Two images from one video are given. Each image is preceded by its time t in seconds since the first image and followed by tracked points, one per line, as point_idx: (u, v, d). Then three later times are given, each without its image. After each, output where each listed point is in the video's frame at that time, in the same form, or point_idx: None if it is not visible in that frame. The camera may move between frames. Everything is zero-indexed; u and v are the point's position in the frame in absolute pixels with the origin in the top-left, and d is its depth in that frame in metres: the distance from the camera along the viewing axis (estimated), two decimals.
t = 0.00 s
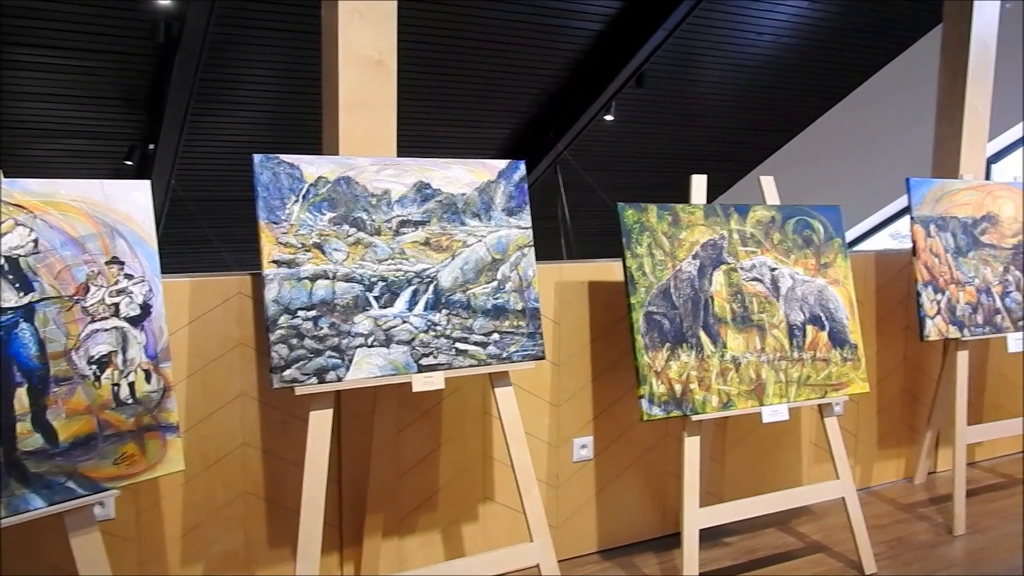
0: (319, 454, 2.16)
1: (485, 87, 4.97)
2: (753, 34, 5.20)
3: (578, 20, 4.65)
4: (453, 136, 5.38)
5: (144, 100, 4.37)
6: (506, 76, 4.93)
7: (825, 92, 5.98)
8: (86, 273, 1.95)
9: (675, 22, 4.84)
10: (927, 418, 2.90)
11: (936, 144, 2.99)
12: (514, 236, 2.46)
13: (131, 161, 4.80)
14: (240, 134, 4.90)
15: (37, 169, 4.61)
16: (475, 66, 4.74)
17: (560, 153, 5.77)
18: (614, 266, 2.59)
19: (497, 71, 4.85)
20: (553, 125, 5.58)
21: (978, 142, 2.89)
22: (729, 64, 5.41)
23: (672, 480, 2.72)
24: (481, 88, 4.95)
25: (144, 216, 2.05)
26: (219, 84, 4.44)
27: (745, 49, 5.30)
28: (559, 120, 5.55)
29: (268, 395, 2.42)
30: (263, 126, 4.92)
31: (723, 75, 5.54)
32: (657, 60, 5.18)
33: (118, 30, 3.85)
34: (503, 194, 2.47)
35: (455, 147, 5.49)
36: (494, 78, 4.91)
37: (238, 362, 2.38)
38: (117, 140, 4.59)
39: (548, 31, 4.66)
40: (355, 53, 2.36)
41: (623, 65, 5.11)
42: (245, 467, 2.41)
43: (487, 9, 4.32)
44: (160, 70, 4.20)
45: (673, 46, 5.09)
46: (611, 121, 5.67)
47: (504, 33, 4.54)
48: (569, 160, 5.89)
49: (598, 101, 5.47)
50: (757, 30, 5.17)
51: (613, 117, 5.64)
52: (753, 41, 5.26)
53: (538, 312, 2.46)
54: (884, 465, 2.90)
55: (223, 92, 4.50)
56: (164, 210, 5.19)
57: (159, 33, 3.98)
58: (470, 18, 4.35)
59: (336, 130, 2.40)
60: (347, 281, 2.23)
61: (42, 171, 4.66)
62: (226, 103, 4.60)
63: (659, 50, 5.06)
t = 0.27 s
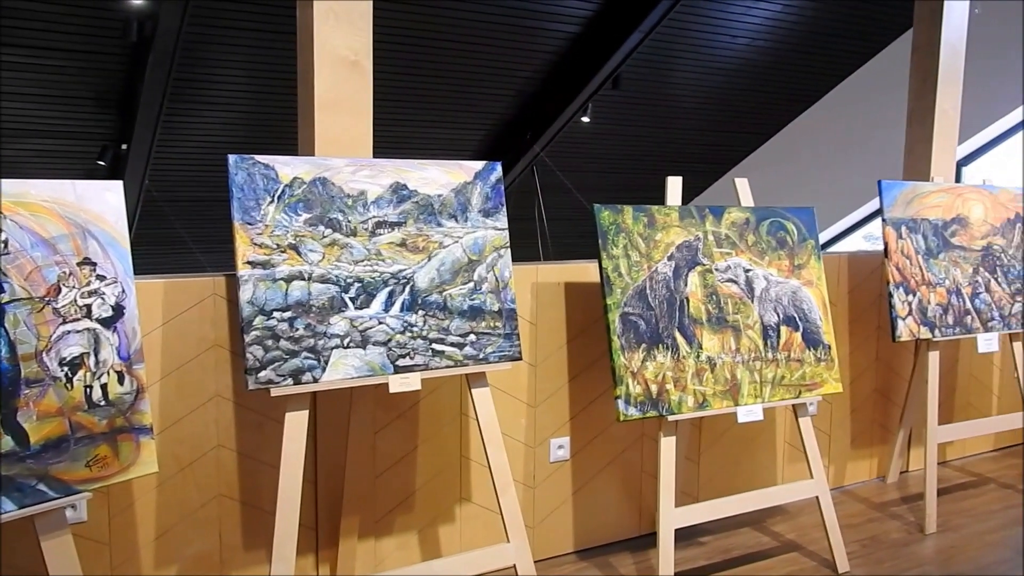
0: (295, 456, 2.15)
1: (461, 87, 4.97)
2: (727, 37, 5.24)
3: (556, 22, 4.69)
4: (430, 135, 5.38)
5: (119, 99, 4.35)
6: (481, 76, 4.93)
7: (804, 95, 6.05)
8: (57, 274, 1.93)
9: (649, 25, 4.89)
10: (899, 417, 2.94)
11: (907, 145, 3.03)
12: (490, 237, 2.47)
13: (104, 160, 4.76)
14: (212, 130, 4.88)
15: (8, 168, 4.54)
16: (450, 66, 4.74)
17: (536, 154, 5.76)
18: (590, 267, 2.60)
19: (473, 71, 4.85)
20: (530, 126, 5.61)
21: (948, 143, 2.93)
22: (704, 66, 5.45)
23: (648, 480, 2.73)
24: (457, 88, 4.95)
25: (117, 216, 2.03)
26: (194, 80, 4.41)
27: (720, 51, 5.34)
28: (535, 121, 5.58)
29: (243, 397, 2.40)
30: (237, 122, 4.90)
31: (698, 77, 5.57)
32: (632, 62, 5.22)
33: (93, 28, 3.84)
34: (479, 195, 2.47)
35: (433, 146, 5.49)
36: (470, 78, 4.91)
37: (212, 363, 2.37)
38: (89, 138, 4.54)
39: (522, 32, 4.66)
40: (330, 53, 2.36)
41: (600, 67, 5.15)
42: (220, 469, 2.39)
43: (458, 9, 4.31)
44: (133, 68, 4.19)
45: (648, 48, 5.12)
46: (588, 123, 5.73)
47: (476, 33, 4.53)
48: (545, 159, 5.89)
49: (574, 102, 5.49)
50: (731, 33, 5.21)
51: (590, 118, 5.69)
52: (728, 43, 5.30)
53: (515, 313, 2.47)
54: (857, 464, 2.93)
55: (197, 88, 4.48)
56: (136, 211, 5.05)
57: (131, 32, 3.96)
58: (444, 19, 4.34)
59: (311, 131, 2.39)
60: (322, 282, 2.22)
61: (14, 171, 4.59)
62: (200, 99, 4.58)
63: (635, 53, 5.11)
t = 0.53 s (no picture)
0: (280, 457, 2.15)
1: (446, 87, 4.97)
2: (711, 38, 5.24)
3: (543, 24, 4.69)
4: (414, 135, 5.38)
5: (103, 98, 4.33)
6: (466, 76, 4.93)
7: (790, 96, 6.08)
8: (39, 273, 1.92)
9: (635, 25, 4.90)
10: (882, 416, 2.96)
11: (890, 146, 3.05)
12: (476, 237, 2.47)
13: (86, 160, 4.73)
14: (198, 128, 4.86)
15: None
16: (434, 66, 4.73)
17: (521, 155, 5.80)
18: (575, 267, 2.61)
19: (459, 71, 4.85)
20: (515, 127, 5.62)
21: (930, 145, 2.95)
22: (689, 67, 5.46)
23: (633, 479, 2.74)
24: (442, 87, 4.95)
25: (100, 216, 2.02)
26: (177, 78, 4.39)
27: (703, 53, 5.34)
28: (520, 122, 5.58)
29: (228, 397, 2.40)
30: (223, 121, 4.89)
31: (682, 79, 5.59)
32: (617, 62, 5.24)
33: (77, 27, 3.82)
34: (465, 195, 2.47)
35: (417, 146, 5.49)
36: (456, 78, 4.91)
37: (196, 363, 2.36)
38: (70, 138, 4.51)
39: (509, 34, 4.67)
40: (315, 53, 2.35)
41: (586, 67, 5.17)
42: (204, 470, 2.38)
43: (446, 10, 4.30)
44: (117, 68, 4.17)
45: (633, 50, 5.15)
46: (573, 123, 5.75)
47: (461, 34, 4.53)
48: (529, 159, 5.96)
49: (560, 102, 5.50)
50: (715, 34, 5.22)
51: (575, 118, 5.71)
52: (713, 45, 5.31)
53: (501, 313, 2.47)
54: (840, 463, 2.95)
55: (181, 86, 4.46)
56: (120, 210, 5.13)
57: (112, 31, 3.93)
58: (429, 19, 4.33)
59: (296, 131, 2.39)
60: (307, 282, 2.22)
61: None
62: (185, 96, 4.56)
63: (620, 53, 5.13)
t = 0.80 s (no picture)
0: (267, 456, 2.15)
1: (433, 85, 4.98)
2: (699, 37, 5.29)
3: (530, 22, 4.71)
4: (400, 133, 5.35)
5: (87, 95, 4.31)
6: (456, 75, 4.95)
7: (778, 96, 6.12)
8: (23, 272, 1.91)
9: (622, 24, 4.92)
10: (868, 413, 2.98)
11: (874, 146, 3.07)
12: (463, 236, 2.47)
13: (70, 157, 4.71)
14: (183, 127, 4.85)
15: None
16: (422, 64, 4.74)
17: (509, 154, 5.79)
18: (563, 265, 2.61)
19: (445, 70, 4.86)
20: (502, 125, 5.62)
21: (915, 144, 2.98)
22: (676, 66, 5.49)
23: (621, 477, 2.76)
24: (431, 86, 4.96)
25: (85, 215, 2.01)
26: (163, 77, 4.37)
27: (692, 52, 5.40)
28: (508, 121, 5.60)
29: (215, 397, 2.39)
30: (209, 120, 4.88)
31: (669, 78, 5.61)
32: (604, 61, 5.25)
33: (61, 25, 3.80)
34: (452, 194, 2.48)
35: (401, 145, 5.47)
36: (442, 76, 4.91)
37: (183, 362, 2.35)
38: (54, 134, 4.47)
39: (500, 33, 4.69)
40: (302, 52, 2.35)
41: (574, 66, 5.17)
42: (191, 470, 2.38)
43: (437, 9, 4.32)
44: (102, 65, 4.16)
45: (620, 49, 5.17)
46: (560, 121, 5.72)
47: (447, 32, 4.54)
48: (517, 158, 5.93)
49: (547, 101, 5.51)
50: (703, 33, 5.25)
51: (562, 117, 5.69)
52: (701, 44, 5.35)
53: (488, 311, 2.48)
54: (826, 460, 2.96)
55: (166, 84, 4.44)
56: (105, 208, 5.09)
57: (97, 29, 3.92)
58: (415, 17, 4.33)
59: (283, 129, 2.38)
60: (295, 281, 2.22)
61: None
62: (171, 95, 4.55)
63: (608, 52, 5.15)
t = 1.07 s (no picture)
0: (255, 458, 2.15)
1: (419, 85, 4.99)
2: (684, 39, 5.31)
3: (515, 23, 4.72)
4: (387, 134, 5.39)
5: (71, 95, 4.30)
6: (438, 75, 4.96)
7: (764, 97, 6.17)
8: (8, 275, 1.90)
9: (607, 26, 4.95)
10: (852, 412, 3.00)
11: (859, 146, 3.09)
12: (450, 237, 2.48)
13: (54, 159, 4.69)
14: (168, 127, 4.85)
15: None
16: (403, 66, 4.74)
17: (494, 155, 5.85)
18: (550, 266, 2.62)
19: (431, 70, 4.87)
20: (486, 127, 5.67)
21: (898, 144, 3.00)
22: (660, 67, 5.52)
23: (608, 477, 2.77)
24: (416, 86, 4.97)
25: (71, 217, 2.00)
26: (146, 77, 4.37)
27: (676, 53, 5.42)
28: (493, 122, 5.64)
29: (201, 398, 2.39)
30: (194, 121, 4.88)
31: (654, 79, 5.65)
32: (590, 62, 5.26)
33: (44, 25, 3.78)
34: (439, 196, 2.48)
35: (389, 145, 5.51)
36: (427, 77, 4.93)
37: (169, 365, 2.35)
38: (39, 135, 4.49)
39: (481, 33, 4.70)
40: (288, 53, 2.35)
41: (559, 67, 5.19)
42: (177, 472, 2.37)
43: (421, 10, 4.34)
44: (84, 66, 4.14)
45: (606, 50, 5.20)
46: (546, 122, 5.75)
47: (432, 32, 4.55)
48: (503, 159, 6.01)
49: (533, 101, 5.53)
50: (687, 35, 5.28)
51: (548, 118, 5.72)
52: (685, 46, 5.39)
53: (475, 313, 2.48)
54: (811, 459, 2.99)
55: (150, 84, 4.44)
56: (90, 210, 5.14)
57: (79, 28, 3.90)
58: (400, 18, 4.34)
59: (269, 131, 2.38)
60: (282, 283, 2.22)
61: None
62: (154, 95, 4.54)
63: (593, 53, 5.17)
